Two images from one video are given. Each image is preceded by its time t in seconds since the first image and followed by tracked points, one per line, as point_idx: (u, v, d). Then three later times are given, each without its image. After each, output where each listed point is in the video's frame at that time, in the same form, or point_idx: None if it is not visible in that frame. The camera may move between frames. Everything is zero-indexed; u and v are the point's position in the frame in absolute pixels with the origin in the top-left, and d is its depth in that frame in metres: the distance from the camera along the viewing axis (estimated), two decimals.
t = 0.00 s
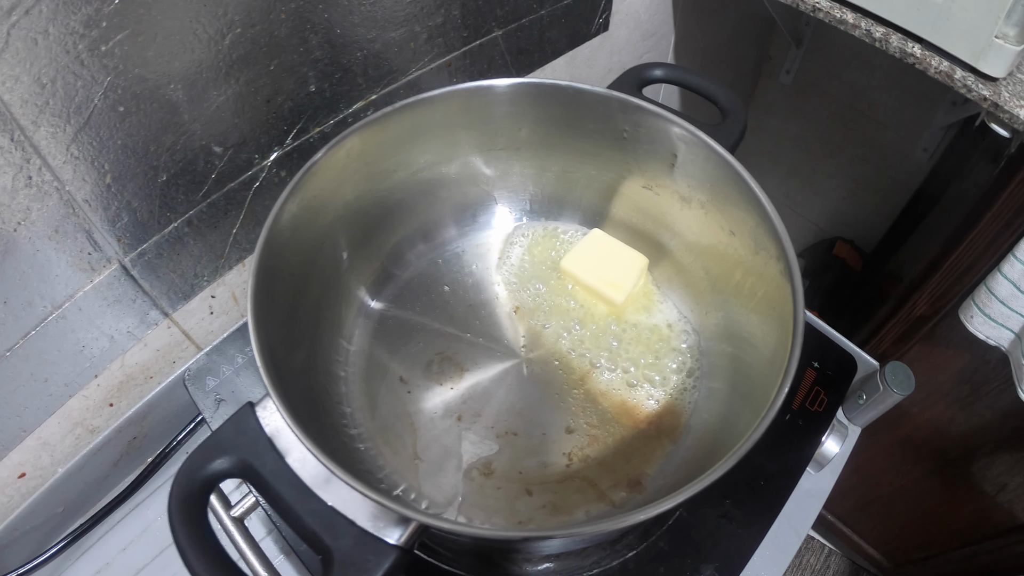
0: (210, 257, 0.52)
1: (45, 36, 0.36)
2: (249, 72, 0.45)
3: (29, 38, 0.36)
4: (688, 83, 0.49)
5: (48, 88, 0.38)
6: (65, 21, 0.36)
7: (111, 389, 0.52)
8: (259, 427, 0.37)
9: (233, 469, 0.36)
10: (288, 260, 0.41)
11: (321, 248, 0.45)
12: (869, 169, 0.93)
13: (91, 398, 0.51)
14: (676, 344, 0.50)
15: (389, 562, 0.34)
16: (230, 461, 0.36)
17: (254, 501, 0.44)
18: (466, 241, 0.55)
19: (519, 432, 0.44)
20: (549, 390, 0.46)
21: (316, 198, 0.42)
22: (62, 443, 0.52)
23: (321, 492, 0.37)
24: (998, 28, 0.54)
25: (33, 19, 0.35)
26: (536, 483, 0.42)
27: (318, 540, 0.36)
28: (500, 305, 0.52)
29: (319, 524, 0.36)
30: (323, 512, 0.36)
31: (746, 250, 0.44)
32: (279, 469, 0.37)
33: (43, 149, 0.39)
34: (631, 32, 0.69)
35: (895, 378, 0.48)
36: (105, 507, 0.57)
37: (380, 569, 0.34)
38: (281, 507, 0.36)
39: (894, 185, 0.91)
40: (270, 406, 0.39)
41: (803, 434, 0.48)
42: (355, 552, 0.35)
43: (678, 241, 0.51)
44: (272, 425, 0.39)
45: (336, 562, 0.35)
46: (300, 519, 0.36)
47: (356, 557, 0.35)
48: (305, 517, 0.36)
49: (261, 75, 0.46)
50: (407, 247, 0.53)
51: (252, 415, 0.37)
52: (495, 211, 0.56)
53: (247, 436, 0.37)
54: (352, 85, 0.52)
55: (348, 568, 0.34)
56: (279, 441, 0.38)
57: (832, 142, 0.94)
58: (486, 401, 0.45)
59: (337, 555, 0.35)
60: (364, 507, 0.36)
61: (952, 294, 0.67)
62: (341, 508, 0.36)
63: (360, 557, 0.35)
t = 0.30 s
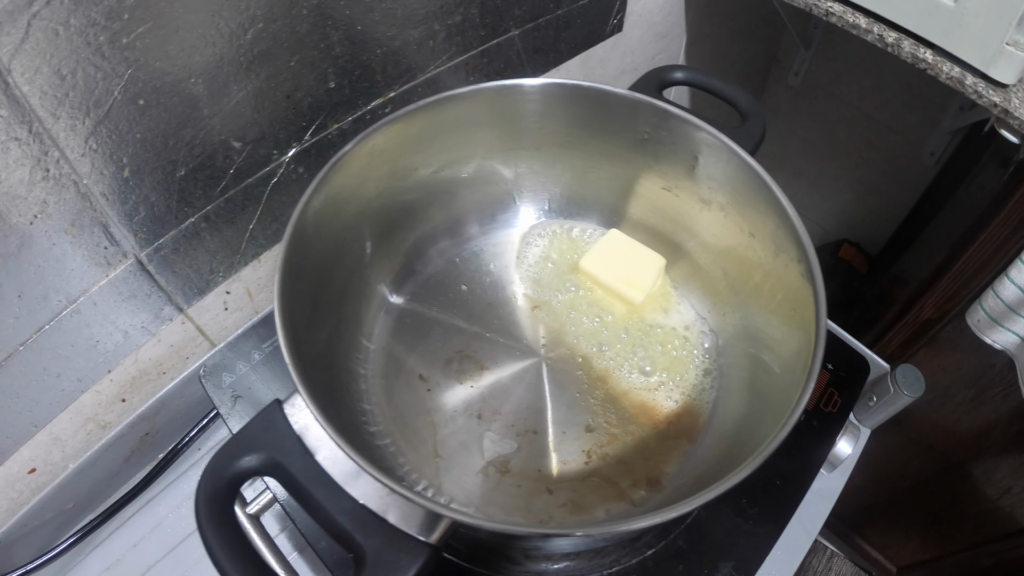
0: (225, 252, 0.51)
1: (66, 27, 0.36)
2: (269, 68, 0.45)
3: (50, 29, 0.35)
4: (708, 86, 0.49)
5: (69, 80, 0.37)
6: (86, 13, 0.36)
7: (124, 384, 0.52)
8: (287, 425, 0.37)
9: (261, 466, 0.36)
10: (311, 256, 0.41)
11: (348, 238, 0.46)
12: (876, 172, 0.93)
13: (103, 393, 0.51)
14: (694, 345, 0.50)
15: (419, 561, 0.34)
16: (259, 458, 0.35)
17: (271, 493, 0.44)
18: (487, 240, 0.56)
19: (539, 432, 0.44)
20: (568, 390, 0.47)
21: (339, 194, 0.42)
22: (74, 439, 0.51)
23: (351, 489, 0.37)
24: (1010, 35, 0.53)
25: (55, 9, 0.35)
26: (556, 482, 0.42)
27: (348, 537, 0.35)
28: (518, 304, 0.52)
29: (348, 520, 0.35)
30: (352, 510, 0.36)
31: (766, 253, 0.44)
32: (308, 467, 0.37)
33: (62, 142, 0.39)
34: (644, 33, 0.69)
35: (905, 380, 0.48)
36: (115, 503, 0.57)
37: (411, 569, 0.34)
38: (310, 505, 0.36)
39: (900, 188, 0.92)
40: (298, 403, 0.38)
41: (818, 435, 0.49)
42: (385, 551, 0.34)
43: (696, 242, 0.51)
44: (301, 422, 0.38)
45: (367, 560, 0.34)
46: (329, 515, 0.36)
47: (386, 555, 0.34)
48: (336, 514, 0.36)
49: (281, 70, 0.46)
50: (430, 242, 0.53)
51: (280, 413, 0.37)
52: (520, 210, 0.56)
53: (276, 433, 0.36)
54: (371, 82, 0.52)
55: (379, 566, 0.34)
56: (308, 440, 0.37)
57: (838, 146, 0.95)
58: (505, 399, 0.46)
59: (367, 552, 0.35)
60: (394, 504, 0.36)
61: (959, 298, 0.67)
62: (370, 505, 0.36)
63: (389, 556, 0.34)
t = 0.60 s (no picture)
0: (234, 254, 0.51)
1: (77, 28, 0.36)
2: (280, 70, 0.45)
3: (61, 30, 0.35)
4: (718, 91, 0.49)
5: (80, 82, 0.37)
6: (98, 14, 0.36)
7: (131, 385, 0.52)
8: (301, 429, 0.36)
9: (276, 470, 0.36)
10: (324, 258, 0.41)
11: (361, 238, 0.46)
12: (879, 176, 0.93)
13: (111, 394, 0.51)
14: (702, 348, 0.50)
15: (436, 565, 0.34)
16: (275, 461, 0.35)
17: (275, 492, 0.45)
18: (497, 243, 0.56)
19: (550, 434, 0.45)
20: (578, 392, 0.47)
21: (351, 197, 0.43)
22: (81, 439, 0.51)
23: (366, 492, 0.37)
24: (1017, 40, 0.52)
25: (67, 9, 0.35)
26: (566, 484, 0.42)
27: (364, 541, 0.35)
28: (527, 306, 0.52)
29: (364, 523, 0.35)
30: (366, 513, 0.36)
31: (775, 258, 0.44)
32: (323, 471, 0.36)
33: (71, 143, 0.39)
34: (651, 36, 0.69)
35: (910, 383, 0.48)
36: (121, 504, 0.57)
37: (428, 572, 0.34)
38: (325, 509, 0.36)
39: (903, 192, 0.92)
40: (312, 407, 0.38)
41: (824, 438, 0.49)
42: (402, 555, 0.35)
43: (705, 246, 0.51)
44: (316, 426, 0.37)
45: (383, 564, 0.34)
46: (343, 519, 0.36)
47: (404, 558, 0.35)
48: (353, 519, 0.36)
49: (292, 72, 0.46)
50: (442, 243, 0.54)
51: (294, 417, 0.37)
52: (531, 214, 0.57)
53: (290, 436, 0.36)
54: (381, 84, 0.52)
55: (396, 569, 0.34)
56: (322, 444, 0.37)
57: (843, 149, 0.95)
58: (514, 401, 0.46)
59: (384, 556, 0.35)
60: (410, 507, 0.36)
61: (962, 302, 0.68)
62: (385, 509, 0.36)
63: (407, 560, 0.34)
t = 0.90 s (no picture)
0: (234, 250, 0.51)
1: (75, 21, 0.35)
2: (281, 65, 0.45)
3: (58, 23, 0.35)
4: (723, 87, 0.49)
5: (78, 75, 0.37)
6: (96, 7, 0.35)
7: (130, 382, 0.51)
8: (300, 427, 0.36)
9: (275, 468, 0.35)
10: (324, 254, 0.41)
11: (361, 234, 0.46)
12: (882, 175, 0.93)
13: (109, 391, 0.50)
14: (706, 347, 0.50)
15: (436, 565, 0.34)
16: (273, 459, 0.35)
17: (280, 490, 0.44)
18: (497, 242, 0.56)
19: (551, 433, 0.44)
20: (580, 391, 0.46)
21: (352, 192, 0.43)
22: (79, 437, 0.51)
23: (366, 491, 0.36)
24: None
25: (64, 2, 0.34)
26: (567, 484, 0.42)
27: (363, 542, 0.35)
28: (529, 303, 0.52)
29: (362, 524, 0.35)
30: (365, 513, 0.35)
31: (780, 256, 0.44)
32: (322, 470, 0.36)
33: (69, 137, 0.39)
34: (654, 33, 0.69)
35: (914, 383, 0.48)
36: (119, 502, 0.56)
37: (427, 572, 0.33)
38: (324, 508, 0.35)
39: (905, 190, 0.92)
40: (310, 404, 0.37)
41: (828, 438, 0.48)
42: (402, 555, 0.34)
43: (708, 244, 0.51)
44: (314, 424, 0.37)
45: (383, 564, 0.34)
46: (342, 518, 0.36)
47: (404, 558, 0.34)
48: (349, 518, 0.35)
49: (293, 67, 0.45)
50: (444, 240, 0.54)
51: (293, 415, 0.36)
52: (533, 211, 0.57)
53: (289, 434, 0.36)
54: (383, 80, 0.51)
55: (395, 569, 0.34)
56: (321, 442, 0.36)
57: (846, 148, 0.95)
58: (516, 399, 0.46)
59: (383, 557, 0.34)
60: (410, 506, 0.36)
61: (966, 302, 0.68)
62: (385, 508, 0.35)
63: (406, 560, 0.34)
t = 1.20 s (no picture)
0: (244, 249, 0.51)
1: (86, 18, 0.35)
2: (292, 64, 0.44)
3: (70, 20, 0.35)
4: (734, 89, 0.49)
5: (89, 72, 0.37)
6: (107, 4, 0.35)
7: (137, 382, 0.51)
8: (315, 427, 0.36)
9: (290, 470, 0.35)
10: (336, 254, 0.41)
11: (372, 233, 0.46)
12: (887, 176, 0.93)
13: (117, 390, 0.50)
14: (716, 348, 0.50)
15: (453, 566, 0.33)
16: (288, 460, 0.35)
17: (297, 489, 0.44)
18: (507, 242, 0.56)
19: (562, 433, 0.44)
20: (591, 391, 0.46)
21: (364, 192, 0.43)
22: (85, 436, 0.51)
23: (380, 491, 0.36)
24: None
25: None
26: (578, 484, 0.42)
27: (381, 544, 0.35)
28: (538, 303, 0.52)
29: (378, 524, 0.35)
30: (380, 514, 0.35)
31: (792, 257, 0.44)
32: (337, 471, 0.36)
33: (79, 135, 0.38)
34: (662, 34, 0.69)
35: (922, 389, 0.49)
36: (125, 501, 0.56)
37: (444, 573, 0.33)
38: (339, 509, 0.35)
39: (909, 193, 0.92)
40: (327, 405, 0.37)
41: (839, 439, 0.48)
42: (418, 556, 0.34)
43: (719, 246, 0.51)
44: (330, 424, 0.37)
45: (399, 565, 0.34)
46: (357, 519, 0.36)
47: (420, 559, 0.34)
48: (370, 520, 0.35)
49: (304, 66, 0.45)
50: (455, 240, 0.54)
51: (308, 416, 0.36)
52: (545, 211, 0.57)
53: (304, 435, 0.36)
54: (393, 79, 0.51)
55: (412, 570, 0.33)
56: (338, 443, 0.36)
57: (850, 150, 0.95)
58: (527, 399, 0.46)
59: (400, 558, 0.34)
60: (425, 507, 0.35)
61: (972, 304, 0.68)
62: (401, 509, 0.35)
63: (423, 561, 0.34)
